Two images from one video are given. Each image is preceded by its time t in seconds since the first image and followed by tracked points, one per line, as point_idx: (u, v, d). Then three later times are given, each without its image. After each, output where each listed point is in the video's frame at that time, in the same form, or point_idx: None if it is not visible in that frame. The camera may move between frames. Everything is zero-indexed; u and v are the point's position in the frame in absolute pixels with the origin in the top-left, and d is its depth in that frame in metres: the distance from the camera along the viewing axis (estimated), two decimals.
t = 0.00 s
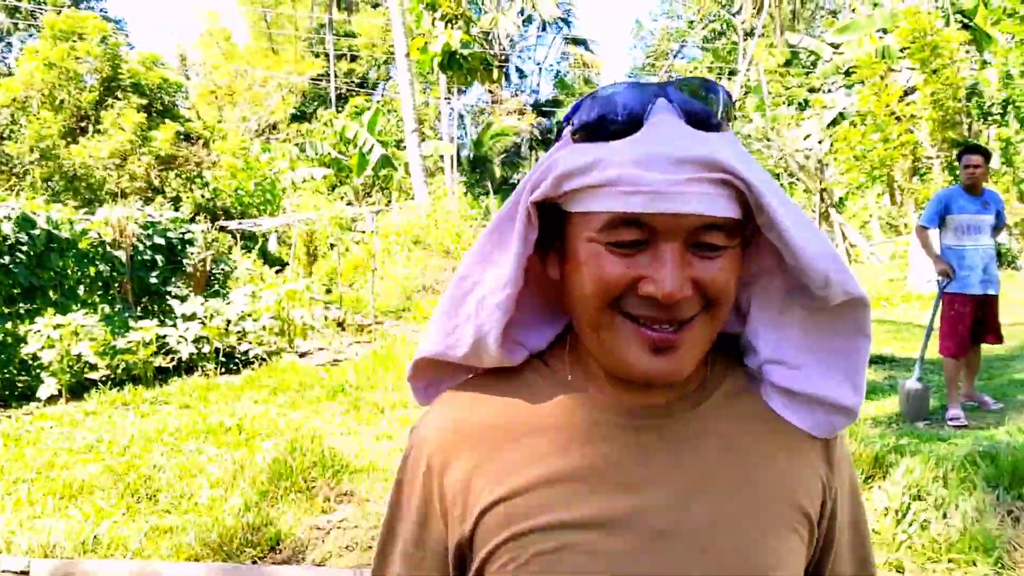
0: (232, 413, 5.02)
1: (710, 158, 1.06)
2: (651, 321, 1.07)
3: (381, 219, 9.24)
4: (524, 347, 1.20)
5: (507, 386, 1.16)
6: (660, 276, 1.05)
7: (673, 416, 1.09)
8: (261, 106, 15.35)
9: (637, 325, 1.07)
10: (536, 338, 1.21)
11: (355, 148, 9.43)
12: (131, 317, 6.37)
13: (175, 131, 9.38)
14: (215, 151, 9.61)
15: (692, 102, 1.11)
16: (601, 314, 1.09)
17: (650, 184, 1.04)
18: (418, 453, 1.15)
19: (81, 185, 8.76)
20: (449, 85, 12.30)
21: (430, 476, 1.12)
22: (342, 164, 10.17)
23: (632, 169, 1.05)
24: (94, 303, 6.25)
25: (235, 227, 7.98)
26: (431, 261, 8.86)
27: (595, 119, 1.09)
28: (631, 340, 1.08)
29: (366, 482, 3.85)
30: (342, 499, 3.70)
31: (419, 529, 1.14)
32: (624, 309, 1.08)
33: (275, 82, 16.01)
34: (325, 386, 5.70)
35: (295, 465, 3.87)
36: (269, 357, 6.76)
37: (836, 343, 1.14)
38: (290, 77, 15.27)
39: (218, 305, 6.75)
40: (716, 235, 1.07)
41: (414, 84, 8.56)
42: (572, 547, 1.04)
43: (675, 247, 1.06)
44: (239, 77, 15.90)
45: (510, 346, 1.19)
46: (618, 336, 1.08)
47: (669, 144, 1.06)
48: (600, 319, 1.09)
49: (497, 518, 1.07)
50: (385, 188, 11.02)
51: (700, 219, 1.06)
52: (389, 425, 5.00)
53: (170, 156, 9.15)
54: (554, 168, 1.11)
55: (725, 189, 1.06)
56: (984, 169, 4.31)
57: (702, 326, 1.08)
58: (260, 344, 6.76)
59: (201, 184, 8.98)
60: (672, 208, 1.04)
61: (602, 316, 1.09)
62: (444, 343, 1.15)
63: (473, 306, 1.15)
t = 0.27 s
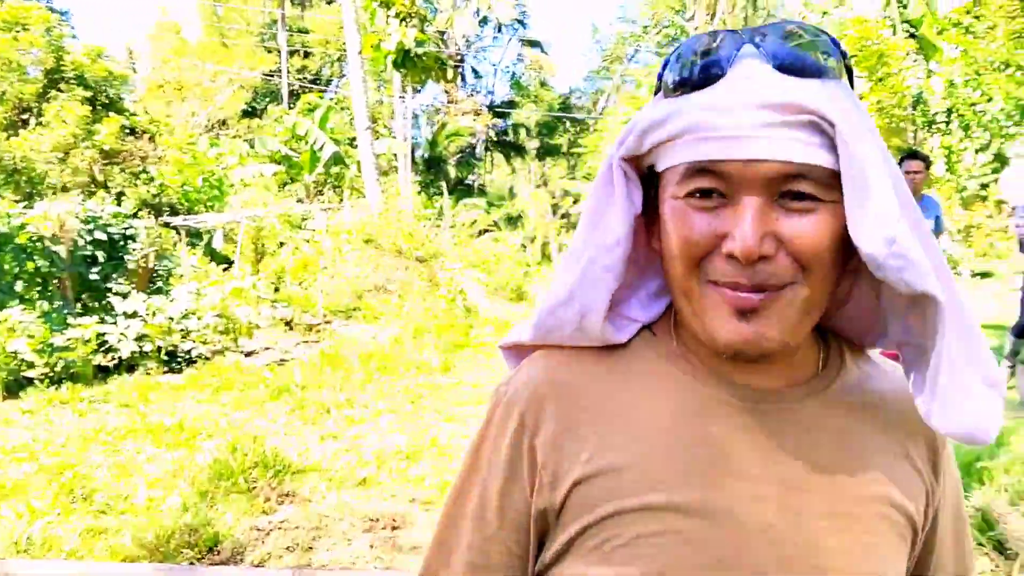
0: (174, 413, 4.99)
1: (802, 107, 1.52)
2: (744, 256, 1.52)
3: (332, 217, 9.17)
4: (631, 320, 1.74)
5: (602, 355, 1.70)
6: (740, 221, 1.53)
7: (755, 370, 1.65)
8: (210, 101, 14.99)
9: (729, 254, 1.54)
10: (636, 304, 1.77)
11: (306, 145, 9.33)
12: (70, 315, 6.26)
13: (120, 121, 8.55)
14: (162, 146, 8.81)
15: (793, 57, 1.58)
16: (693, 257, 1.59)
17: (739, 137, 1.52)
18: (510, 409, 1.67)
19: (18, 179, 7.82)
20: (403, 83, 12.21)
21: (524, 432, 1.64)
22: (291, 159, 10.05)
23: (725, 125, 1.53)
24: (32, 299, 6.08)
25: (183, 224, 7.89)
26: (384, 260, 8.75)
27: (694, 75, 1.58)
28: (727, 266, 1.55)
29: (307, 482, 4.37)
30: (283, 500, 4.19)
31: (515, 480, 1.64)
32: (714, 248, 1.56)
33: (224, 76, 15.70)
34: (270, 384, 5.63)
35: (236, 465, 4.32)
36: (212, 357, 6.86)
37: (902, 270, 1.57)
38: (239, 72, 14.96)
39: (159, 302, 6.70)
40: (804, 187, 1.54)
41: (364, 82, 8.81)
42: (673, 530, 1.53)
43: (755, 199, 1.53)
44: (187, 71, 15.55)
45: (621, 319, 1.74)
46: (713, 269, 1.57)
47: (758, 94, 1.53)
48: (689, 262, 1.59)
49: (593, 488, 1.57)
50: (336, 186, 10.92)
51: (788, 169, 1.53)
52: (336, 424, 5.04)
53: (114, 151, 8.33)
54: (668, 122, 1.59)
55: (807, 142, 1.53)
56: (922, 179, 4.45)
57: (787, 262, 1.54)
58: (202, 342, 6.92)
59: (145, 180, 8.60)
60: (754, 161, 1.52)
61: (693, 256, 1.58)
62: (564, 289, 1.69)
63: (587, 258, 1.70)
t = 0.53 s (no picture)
0: (118, 411, 4.93)
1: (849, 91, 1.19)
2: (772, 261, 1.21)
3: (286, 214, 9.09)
4: (660, 323, 1.39)
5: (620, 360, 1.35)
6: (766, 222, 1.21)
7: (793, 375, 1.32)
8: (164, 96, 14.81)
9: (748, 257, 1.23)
10: (671, 311, 1.41)
11: (260, 141, 9.27)
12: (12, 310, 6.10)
13: (71, 118, 8.28)
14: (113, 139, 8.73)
15: (840, 49, 1.24)
16: (723, 265, 1.25)
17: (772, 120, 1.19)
18: (528, 416, 1.30)
19: None
20: (360, 82, 12.20)
21: (542, 447, 1.27)
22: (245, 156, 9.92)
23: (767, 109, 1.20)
24: None
25: (131, 219, 7.78)
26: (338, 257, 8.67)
27: (731, 65, 1.25)
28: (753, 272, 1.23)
29: (256, 482, 4.11)
30: (232, 499, 3.95)
31: (530, 494, 1.26)
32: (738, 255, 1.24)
33: (179, 72, 15.53)
34: (217, 384, 5.58)
35: (183, 464, 4.05)
36: (160, 354, 6.73)
37: (942, 281, 1.25)
38: (195, 67, 14.80)
39: (106, 298, 6.55)
40: (846, 180, 1.20)
41: (320, 79, 8.81)
42: (703, 545, 1.20)
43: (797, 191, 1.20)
44: (140, 65, 15.33)
45: (646, 321, 1.38)
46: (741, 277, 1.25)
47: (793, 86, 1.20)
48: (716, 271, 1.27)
49: (621, 512, 1.22)
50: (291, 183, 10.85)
51: (834, 158, 1.19)
52: (284, 423, 4.98)
53: (62, 144, 8.00)
54: (704, 111, 1.26)
55: (859, 135, 1.21)
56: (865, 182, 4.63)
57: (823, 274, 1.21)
58: (151, 340, 6.71)
59: (94, 174, 8.35)
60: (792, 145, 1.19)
61: (720, 262, 1.26)
62: (573, 301, 1.33)
63: (606, 265, 1.34)
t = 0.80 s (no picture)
0: (79, 411, 4.86)
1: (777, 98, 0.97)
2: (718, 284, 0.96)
3: (251, 213, 9.04)
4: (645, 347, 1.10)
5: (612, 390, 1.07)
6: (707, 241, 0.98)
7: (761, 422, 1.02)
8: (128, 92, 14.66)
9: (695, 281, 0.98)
10: (663, 334, 1.13)
11: (225, 139, 9.19)
12: None
13: (33, 113, 8.18)
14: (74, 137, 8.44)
15: (821, 52, 1.01)
16: (672, 288, 1.01)
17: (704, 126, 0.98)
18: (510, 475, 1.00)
19: None
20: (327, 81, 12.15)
21: (523, 510, 0.97)
22: (209, 153, 9.83)
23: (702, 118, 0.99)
24: None
25: (93, 215, 7.66)
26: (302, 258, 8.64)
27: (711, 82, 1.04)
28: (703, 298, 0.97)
29: (218, 483, 4.08)
30: (193, 499, 3.92)
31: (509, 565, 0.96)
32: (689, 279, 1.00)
33: (143, 68, 15.36)
34: (180, 384, 5.54)
35: (144, 464, 4.07)
36: (120, 354, 6.58)
37: (884, 314, 0.96)
38: (160, 63, 14.65)
39: (67, 296, 6.46)
40: (788, 185, 0.95)
41: (287, 78, 8.73)
42: None
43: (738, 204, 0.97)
44: (104, 60, 15.14)
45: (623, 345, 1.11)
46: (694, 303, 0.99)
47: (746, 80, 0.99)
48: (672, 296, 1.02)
49: None
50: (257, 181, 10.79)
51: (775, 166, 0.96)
52: (247, 425, 4.94)
53: (24, 139, 7.85)
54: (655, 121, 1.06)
55: (812, 141, 0.97)
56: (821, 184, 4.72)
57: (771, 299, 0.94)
58: (112, 339, 6.62)
59: (55, 170, 8.08)
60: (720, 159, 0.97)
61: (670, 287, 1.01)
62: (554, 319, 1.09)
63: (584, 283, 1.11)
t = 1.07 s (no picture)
0: (30, 423, 4.78)
1: None
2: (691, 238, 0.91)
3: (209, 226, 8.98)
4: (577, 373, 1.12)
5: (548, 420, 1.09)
6: (664, 194, 0.93)
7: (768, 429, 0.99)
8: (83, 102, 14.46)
9: (654, 242, 0.93)
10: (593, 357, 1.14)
11: (182, 151, 9.12)
12: None
13: None
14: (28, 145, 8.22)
15: None
16: (615, 261, 0.98)
17: (670, 43, 0.92)
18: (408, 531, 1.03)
19: None
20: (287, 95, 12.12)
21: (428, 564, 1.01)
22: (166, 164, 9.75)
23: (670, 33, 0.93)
24: None
25: (46, 226, 7.54)
26: (260, 271, 8.61)
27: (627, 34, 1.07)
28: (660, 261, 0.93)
29: (173, 496, 4.04)
30: (148, 512, 3.88)
31: None
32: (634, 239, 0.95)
33: (99, 78, 15.18)
34: (135, 397, 5.49)
35: (98, 476, 4.03)
36: (73, 366, 6.42)
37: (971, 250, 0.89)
38: (116, 74, 14.49)
39: (19, 307, 6.35)
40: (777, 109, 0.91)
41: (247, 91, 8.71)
42: None
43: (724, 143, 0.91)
44: (58, 70, 14.92)
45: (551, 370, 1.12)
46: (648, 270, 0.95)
47: None
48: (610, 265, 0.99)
49: None
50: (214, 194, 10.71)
51: (748, 78, 0.90)
52: (203, 439, 4.89)
53: None
54: (575, 46, 1.03)
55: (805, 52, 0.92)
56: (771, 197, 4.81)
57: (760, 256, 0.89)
58: (65, 351, 6.50)
59: (9, 180, 7.86)
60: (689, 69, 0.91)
61: (611, 251, 0.97)
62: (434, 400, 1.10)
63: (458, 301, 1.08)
